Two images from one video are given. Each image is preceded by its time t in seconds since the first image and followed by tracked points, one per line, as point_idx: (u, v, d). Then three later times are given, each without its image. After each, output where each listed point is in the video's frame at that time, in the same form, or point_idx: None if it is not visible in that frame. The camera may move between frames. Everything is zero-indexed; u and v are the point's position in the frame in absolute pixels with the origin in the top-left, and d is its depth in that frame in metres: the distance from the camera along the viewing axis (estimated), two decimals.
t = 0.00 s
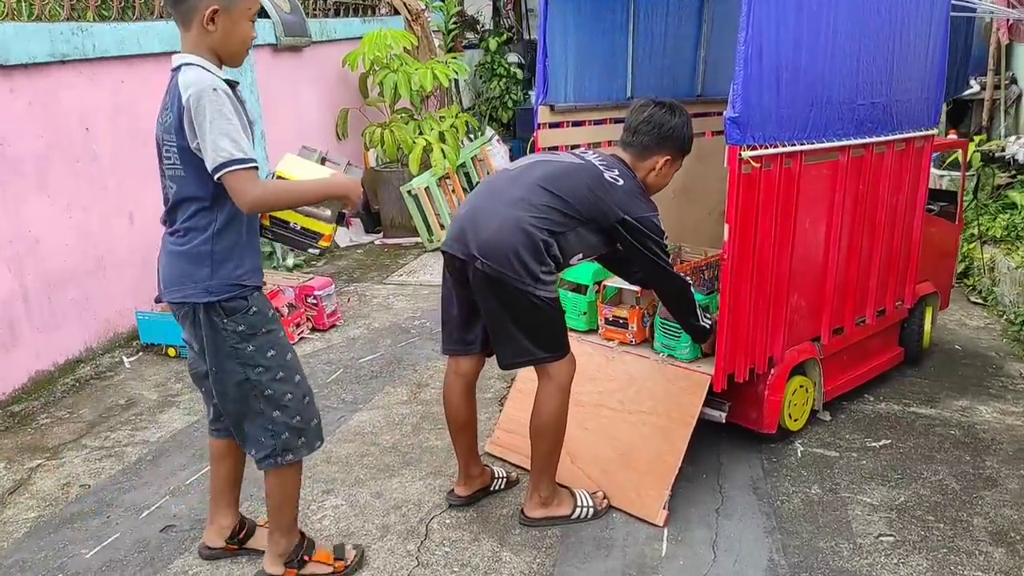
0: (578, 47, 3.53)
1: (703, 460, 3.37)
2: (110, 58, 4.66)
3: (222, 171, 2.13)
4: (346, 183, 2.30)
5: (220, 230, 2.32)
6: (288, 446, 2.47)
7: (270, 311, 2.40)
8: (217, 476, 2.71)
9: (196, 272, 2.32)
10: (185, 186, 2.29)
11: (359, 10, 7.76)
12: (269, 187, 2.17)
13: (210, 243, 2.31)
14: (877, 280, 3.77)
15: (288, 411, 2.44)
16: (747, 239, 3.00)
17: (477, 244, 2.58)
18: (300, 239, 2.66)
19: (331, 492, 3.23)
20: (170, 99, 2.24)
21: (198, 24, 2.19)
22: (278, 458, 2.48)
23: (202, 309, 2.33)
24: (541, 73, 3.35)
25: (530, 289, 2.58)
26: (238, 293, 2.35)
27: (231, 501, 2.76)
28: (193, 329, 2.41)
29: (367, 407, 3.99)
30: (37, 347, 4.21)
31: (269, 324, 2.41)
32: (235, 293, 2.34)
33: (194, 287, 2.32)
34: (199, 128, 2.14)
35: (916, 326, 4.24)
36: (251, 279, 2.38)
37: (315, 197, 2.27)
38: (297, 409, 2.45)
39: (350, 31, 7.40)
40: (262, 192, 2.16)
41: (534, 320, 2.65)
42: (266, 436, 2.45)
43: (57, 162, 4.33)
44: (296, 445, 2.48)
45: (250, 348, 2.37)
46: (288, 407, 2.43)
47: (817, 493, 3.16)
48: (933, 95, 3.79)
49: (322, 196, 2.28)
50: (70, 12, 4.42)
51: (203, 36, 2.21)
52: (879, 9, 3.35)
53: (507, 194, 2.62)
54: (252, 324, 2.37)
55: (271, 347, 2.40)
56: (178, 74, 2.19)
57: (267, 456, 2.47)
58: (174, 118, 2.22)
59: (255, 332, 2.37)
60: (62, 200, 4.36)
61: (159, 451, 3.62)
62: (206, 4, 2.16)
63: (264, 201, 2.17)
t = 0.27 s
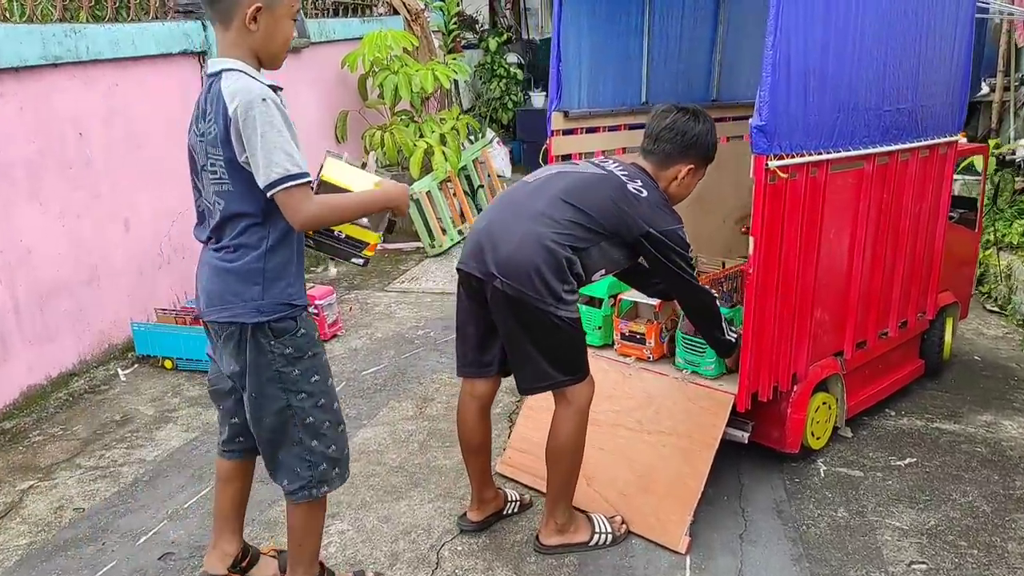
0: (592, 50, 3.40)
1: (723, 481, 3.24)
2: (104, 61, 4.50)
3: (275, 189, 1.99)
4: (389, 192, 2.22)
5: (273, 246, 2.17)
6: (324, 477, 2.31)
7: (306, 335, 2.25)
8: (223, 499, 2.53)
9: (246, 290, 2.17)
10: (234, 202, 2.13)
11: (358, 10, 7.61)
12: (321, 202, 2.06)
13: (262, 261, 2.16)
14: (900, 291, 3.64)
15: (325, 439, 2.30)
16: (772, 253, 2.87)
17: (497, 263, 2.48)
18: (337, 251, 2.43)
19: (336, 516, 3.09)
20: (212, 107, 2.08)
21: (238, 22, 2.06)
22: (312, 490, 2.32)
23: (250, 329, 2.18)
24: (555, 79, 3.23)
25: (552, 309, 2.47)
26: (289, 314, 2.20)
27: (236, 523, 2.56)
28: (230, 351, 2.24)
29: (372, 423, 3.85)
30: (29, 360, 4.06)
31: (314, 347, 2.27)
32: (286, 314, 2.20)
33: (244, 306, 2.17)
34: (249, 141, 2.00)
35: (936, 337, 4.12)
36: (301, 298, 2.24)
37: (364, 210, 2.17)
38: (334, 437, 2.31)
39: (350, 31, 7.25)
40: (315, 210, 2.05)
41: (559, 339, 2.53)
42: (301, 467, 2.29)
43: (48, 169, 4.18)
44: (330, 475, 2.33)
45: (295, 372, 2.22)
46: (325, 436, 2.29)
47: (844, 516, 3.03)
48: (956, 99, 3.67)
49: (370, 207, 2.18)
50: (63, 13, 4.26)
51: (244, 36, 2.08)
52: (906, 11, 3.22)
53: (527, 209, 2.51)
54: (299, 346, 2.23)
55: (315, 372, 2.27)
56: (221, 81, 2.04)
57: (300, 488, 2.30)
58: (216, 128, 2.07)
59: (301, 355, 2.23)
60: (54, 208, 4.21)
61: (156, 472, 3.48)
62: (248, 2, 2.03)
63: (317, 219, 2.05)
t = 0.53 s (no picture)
0: (600, 53, 3.29)
1: (738, 501, 3.12)
2: (93, 63, 4.35)
3: (295, 207, 1.82)
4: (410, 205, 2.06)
5: (293, 264, 1.99)
6: (334, 508, 2.16)
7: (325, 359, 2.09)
8: (220, 525, 2.39)
9: (263, 310, 1.99)
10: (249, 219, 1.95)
11: (353, 10, 7.47)
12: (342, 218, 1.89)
13: (280, 280, 1.98)
14: (916, 301, 3.53)
15: (338, 468, 2.14)
16: (791, 265, 2.75)
17: (508, 280, 2.38)
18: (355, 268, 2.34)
19: (336, 539, 2.97)
20: (224, 118, 1.89)
21: (254, 26, 1.88)
22: (322, 521, 2.16)
23: (267, 351, 2.01)
24: (563, 84, 3.12)
25: (565, 329, 2.36)
26: (307, 335, 2.04)
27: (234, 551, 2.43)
28: (240, 374, 2.07)
29: (371, 438, 3.73)
30: (15, 373, 3.93)
31: (331, 371, 2.11)
32: (305, 335, 2.03)
33: (260, 328, 1.99)
34: (267, 156, 1.82)
35: (951, 347, 4.01)
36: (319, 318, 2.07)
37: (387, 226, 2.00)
38: (347, 465, 2.15)
39: (345, 31, 7.11)
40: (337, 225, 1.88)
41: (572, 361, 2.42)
42: (312, 497, 2.13)
43: (34, 175, 4.03)
44: (342, 506, 2.17)
45: (311, 397, 2.06)
46: (339, 464, 2.14)
47: (865, 538, 2.92)
48: (975, 103, 3.56)
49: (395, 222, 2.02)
50: (50, 13, 4.11)
51: (259, 40, 1.90)
52: (927, 14, 3.11)
53: (538, 224, 2.39)
54: (316, 370, 2.06)
55: (331, 398, 2.11)
56: (236, 91, 1.86)
57: (309, 518, 2.14)
58: (231, 142, 1.88)
59: (318, 380, 2.07)
60: (41, 215, 4.07)
61: (147, 491, 3.35)
62: (264, 4, 1.85)
63: (338, 237, 1.88)
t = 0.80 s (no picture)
0: (599, 51, 3.14)
1: (745, 520, 2.99)
2: (70, 61, 4.17)
3: (277, 221, 1.68)
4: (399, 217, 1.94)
5: (275, 277, 1.84)
6: (310, 542, 2.00)
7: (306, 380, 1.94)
8: (196, 555, 2.23)
9: (241, 327, 1.84)
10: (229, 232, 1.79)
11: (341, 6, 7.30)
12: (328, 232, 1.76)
13: (261, 295, 1.83)
14: (927, 309, 3.40)
15: (317, 499, 1.99)
16: (802, 274, 2.61)
17: (502, 296, 2.24)
18: (338, 285, 2.18)
19: (322, 564, 2.81)
20: (195, 122, 1.73)
21: (229, 22, 1.72)
22: (298, 556, 1.99)
23: (244, 373, 1.85)
24: (561, 82, 2.97)
25: (566, 346, 2.21)
26: (289, 354, 1.89)
27: None
28: (213, 395, 1.91)
29: (360, 453, 3.57)
30: None
31: (312, 393, 1.95)
32: (286, 355, 1.89)
33: (238, 346, 1.84)
34: (245, 165, 1.67)
35: (960, 354, 3.88)
36: (301, 336, 1.92)
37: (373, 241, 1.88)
38: (326, 497, 2.01)
39: (333, 29, 6.94)
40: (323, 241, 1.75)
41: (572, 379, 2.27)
42: (287, 530, 1.98)
43: (7, 178, 3.86)
44: (318, 540, 2.02)
45: (289, 422, 1.91)
46: (317, 494, 1.99)
47: (878, 560, 2.78)
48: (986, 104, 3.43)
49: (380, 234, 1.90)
50: (24, 9, 3.92)
51: (235, 37, 1.74)
52: (941, 10, 2.98)
53: (534, 234, 2.24)
54: (297, 392, 1.91)
55: (311, 423, 1.96)
56: (208, 93, 1.71)
57: (285, 552, 1.98)
58: (204, 149, 1.73)
59: (298, 403, 1.92)
60: (15, 220, 3.90)
61: (124, 512, 3.18)
62: None
63: (323, 254, 1.75)
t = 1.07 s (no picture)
0: (591, 52, 2.95)
1: (748, 552, 2.80)
2: (31, 61, 3.94)
3: (217, 245, 1.52)
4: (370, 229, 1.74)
5: (219, 307, 1.67)
6: None
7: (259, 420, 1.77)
8: None
9: (181, 363, 1.67)
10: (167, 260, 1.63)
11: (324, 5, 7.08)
12: (281, 255, 1.60)
13: (202, 328, 1.66)
14: (939, 322, 3.21)
15: (273, 552, 1.81)
16: (810, 292, 2.42)
17: (474, 318, 2.03)
18: (308, 309, 1.98)
19: None
20: (128, 136, 1.58)
21: (163, 20, 1.56)
22: None
23: (185, 414, 1.68)
24: (550, 84, 2.78)
25: (544, 371, 2.01)
26: (237, 393, 1.72)
27: None
28: (156, 437, 1.75)
29: (338, 478, 3.36)
30: None
31: (266, 436, 1.78)
32: (233, 394, 1.71)
33: (177, 384, 1.67)
34: (179, 183, 1.51)
35: (970, 369, 3.70)
36: (253, 374, 1.75)
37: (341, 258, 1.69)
38: (284, 550, 1.82)
39: (316, 27, 6.72)
40: (274, 266, 1.58)
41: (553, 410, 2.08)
42: None
43: None
44: None
45: (238, 468, 1.73)
46: (274, 548, 1.80)
47: None
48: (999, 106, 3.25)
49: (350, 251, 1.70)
50: None
51: (170, 36, 1.58)
52: (956, 5, 2.79)
53: (507, 249, 2.03)
54: (247, 436, 1.74)
55: (265, 468, 1.77)
56: (141, 102, 1.55)
57: None
58: (136, 164, 1.57)
59: (249, 447, 1.74)
60: None
61: (83, 546, 2.96)
62: None
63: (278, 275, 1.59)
